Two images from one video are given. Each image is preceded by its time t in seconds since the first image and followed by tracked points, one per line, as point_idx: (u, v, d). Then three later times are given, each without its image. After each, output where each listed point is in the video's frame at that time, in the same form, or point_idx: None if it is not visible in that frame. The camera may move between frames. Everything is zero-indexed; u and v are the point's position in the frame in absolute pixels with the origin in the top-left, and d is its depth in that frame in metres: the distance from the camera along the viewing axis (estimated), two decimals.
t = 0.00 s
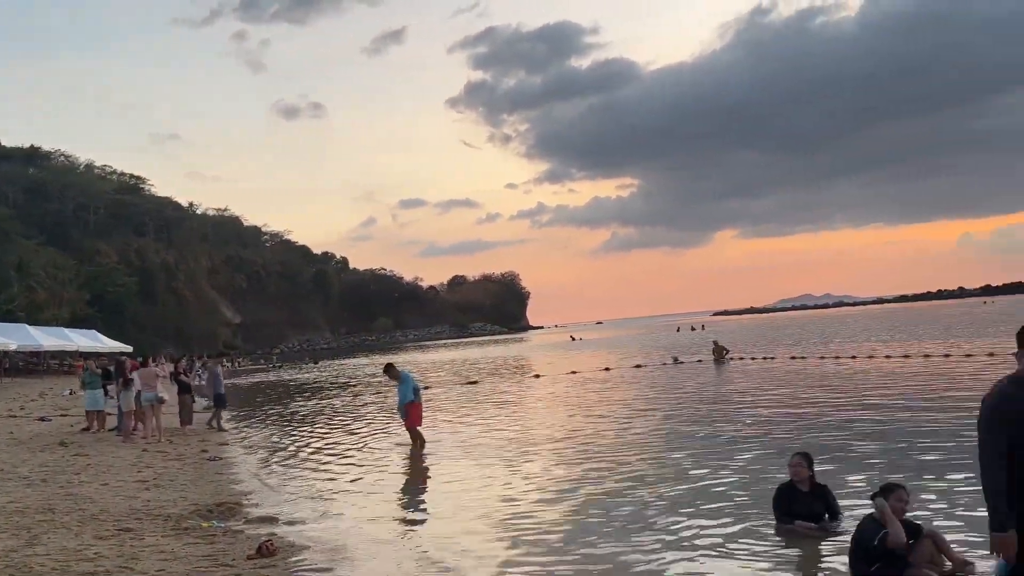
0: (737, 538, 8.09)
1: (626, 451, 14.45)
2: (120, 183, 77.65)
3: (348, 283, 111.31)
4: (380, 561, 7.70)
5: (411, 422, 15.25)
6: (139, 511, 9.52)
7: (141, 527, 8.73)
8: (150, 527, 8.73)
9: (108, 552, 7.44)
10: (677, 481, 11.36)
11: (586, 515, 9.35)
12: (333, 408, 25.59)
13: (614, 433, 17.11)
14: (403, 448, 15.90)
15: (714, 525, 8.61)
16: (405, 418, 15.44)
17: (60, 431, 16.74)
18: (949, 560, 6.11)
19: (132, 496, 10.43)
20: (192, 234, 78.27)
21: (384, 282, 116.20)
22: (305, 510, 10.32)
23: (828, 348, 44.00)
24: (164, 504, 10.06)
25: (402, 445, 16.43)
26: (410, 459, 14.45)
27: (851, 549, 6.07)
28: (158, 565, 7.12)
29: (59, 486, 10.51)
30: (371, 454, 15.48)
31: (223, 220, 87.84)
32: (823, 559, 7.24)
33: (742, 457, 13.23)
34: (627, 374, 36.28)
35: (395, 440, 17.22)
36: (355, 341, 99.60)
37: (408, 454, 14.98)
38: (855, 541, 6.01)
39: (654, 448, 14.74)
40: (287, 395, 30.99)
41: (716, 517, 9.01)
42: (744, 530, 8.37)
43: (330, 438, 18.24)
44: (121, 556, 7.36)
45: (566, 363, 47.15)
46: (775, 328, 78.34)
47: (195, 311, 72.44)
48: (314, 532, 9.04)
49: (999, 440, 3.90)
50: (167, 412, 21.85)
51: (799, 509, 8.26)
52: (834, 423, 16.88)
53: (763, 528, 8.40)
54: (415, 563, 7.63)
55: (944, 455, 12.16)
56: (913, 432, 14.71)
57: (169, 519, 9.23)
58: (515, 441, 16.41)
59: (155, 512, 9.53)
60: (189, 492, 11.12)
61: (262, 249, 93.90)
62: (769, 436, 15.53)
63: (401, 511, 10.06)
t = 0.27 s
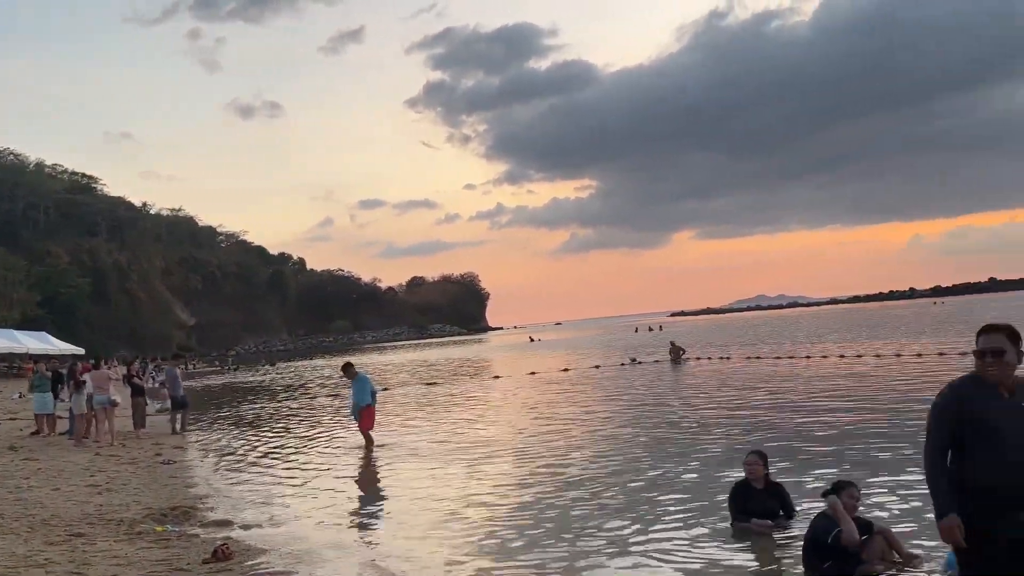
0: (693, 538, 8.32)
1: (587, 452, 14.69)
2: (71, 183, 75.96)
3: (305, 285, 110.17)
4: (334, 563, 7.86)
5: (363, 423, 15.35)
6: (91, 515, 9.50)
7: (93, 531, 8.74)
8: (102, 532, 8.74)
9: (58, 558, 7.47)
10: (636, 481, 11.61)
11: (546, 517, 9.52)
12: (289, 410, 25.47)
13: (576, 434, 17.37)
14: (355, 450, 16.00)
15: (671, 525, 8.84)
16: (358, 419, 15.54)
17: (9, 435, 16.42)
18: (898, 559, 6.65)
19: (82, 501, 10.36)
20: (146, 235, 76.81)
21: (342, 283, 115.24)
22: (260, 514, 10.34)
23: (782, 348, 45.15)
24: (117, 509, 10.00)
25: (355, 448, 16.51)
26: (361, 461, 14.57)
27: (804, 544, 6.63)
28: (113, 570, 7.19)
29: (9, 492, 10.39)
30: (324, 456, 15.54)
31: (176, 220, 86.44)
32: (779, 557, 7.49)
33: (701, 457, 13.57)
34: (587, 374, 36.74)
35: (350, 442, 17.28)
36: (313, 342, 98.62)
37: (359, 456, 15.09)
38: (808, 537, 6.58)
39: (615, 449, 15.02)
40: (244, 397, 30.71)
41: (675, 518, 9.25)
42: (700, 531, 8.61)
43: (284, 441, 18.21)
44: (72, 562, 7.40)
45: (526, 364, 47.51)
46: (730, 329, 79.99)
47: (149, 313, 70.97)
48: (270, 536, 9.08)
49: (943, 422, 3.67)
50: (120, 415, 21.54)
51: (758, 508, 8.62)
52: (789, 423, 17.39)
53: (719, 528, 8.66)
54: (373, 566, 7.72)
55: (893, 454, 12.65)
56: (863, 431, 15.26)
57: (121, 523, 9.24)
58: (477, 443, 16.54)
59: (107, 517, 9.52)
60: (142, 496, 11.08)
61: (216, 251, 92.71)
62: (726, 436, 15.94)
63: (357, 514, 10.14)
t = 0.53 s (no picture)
0: (639, 538, 8.74)
1: (539, 454, 15.07)
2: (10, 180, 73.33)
3: (253, 286, 108.36)
4: (278, 567, 8.10)
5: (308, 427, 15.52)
6: (33, 523, 9.55)
7: (36, 539, 8.81)
8: (45, 540, 8.81)
9: None
10: (586, 483, 12.02)
11: (497, 519, 9.84)
12: (238, 413, 25.32)
13: (528, 436, 17.75)
14: (300, 454, 16.14)
15: (616, 525, 9.29)
16: (303, 423, 15.68)
17: None
18: (842, 555, 7.14)
19: (22, 508, 10.35)
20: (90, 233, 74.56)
21: (291, 285, 113.71)
22: (206, 519, 10.47)
23: (727, 350, 46.44)
24: (58, 516, 10.01)
25: (301, 451, 16.65)
26: (306, 465, 14.74)
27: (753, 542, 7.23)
28: None
29: None
30: (270, 460, 15.65)
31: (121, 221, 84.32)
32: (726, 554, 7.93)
33: (649, 457, 14.08)
34: (538, 376, 37.23)
35: (297, 446, 17.40)
36: (262, 345, 97.07)
37: (305, 460, 15.26)
38: (756, 535, 7.19)
39: (566, 450, 15.44)
40: (192, 400, 30.34)
41: (622, 518, 9.67)
42: (648, 531, 9.03)
43: (230, 445, 18.20)
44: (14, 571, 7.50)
45: (478, 365, 47.84)
46: (678, 331, 81.68)
47: (92, 315, 68.98)
48: (217, 542, 9.23)
49: (892, 422, 4.20)
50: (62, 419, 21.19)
51: (709, 507, 9.13)
52: (733, 423, 18.09)
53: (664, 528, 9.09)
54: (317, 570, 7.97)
55: (828, 454, 13.37)
56: (802, 431, 16.01)
57: (65, 530, 9.31)
58: (430, 445, 16.80)
59: (50, 524, 9.57)
60: (87, 501, 11.11)
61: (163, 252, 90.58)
62: (674, 436, 16.51)
63: (304, 519, 10.35)
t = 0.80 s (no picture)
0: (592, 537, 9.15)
1: (499, 456, 15.40)
2: None
3: (208, 287, 106.40)
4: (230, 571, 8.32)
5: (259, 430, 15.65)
6: None
7: None
8: None
9: None
10: (545, 485, 12.39)
11: (455, 522, 10.16)
12: (193, 417, 25.14)
13: (489, 438, 18.07)
14: (251, 458, 16.26)
15: (569, 524, 9.74)
16: (253, 427, 15.79)
17: None
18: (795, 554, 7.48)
19: None
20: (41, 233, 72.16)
21: (247, 287, 112.10)
22: (158, 523, 10.60)
23: (684, 352, 47.38)
24: (5, 522, 10.05)
25: (252, 455, 16.76)
26: (256, 469, 14.87)
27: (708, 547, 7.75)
28: None
29: None
30: (221, 464, 15.74)
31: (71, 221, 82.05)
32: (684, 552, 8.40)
33: (606, 459, 14.50)
34: (498, 378, 37.55)
35: (249, 450, 17.49)
36: (218, 347, 95.44)
37: (255, 464, 15.38)
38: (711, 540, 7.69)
39: (527, 452, 15.82)
40: (146, 404, 29.95)
41: (578, 519, 10.05)
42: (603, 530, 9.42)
43: (182, 448, 18.19)
44: None
45: (437, 368, 47.97)
46: (636, 333, 82.82)
47: (43, 317, 66.99)
48: (168, 547, 9.39)
49: (850, 421, 4.50)
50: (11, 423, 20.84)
51: (666, 508, 9.57)
52: (687, 425, 18.69)
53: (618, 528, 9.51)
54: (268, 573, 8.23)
55: (778, 456, 13.97)
56: (753, 433, 16.62)
57: (16, 537, 9.37)
58: (389, 448, 17.06)
59: None
60: (38, 507, 11.14)
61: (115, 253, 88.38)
62: (630, 438, 16.99)
63: (257, 523, 10.55)
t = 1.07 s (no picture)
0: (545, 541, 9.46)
1: (460, 461, 15.63)
2: None
3: (163, 289, 104.19)
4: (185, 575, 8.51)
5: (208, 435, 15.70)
6: None
7: None
8: None
9: None
10: (503, 489, 12.67)
11: (412, 527, 10.38)
12: (149, 420, 24.88)
13: (450, 441, 18.28)
14: (202, 463, 16.29)
15: (527, 527, 10.12)
16: (202, 432, 15.83)
17: None
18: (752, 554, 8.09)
19: None
20: None
21: (203, 288, 110.20)
22: (113, 529, 10.69)
23: (644, 353, 48.03)
24: None
25: (203, 460, 16.79)
26: (207, 474, 14.94)
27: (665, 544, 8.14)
28: None
29: None
30: (172, 468, 15.76)
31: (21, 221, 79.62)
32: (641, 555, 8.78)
33: (565, 461, 14.91)
34: (460, 380, 37.70)
35: (202, 454, 17.50)
36: (173, 350, 93.55)
37: (205, 469, 15.43)
38: (669, 538, 8.08)
39: (487, 456, 16.08)
40: (100, 407, 29.47)
41: (535, 523, 10.37)
42: (558, 535, 9.73)
43: (135, 453, 18.09)
44: None
45: (398, 370, 47.90)
46: (597, 334, 83.54)
47: None
48: (124, 552, 9.55)
49: (814, 424, 4.90)
50: None
51: (622, 509, 9.99)
52: (644, 427, 19.19)
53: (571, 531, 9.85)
54: None
55: (731, 458, 14.46)
56: (708, 435, 17.13)
57: None
58: (350, 451, 17.23)
59: None
60: None
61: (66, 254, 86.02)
62: (588, 441, 17.41)
63: (213, 528, 10.71)
